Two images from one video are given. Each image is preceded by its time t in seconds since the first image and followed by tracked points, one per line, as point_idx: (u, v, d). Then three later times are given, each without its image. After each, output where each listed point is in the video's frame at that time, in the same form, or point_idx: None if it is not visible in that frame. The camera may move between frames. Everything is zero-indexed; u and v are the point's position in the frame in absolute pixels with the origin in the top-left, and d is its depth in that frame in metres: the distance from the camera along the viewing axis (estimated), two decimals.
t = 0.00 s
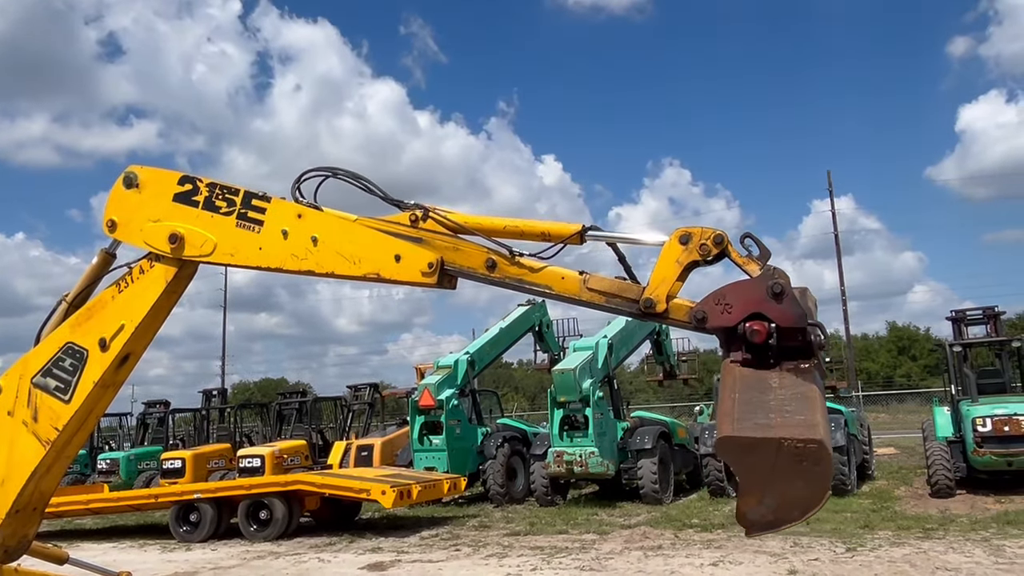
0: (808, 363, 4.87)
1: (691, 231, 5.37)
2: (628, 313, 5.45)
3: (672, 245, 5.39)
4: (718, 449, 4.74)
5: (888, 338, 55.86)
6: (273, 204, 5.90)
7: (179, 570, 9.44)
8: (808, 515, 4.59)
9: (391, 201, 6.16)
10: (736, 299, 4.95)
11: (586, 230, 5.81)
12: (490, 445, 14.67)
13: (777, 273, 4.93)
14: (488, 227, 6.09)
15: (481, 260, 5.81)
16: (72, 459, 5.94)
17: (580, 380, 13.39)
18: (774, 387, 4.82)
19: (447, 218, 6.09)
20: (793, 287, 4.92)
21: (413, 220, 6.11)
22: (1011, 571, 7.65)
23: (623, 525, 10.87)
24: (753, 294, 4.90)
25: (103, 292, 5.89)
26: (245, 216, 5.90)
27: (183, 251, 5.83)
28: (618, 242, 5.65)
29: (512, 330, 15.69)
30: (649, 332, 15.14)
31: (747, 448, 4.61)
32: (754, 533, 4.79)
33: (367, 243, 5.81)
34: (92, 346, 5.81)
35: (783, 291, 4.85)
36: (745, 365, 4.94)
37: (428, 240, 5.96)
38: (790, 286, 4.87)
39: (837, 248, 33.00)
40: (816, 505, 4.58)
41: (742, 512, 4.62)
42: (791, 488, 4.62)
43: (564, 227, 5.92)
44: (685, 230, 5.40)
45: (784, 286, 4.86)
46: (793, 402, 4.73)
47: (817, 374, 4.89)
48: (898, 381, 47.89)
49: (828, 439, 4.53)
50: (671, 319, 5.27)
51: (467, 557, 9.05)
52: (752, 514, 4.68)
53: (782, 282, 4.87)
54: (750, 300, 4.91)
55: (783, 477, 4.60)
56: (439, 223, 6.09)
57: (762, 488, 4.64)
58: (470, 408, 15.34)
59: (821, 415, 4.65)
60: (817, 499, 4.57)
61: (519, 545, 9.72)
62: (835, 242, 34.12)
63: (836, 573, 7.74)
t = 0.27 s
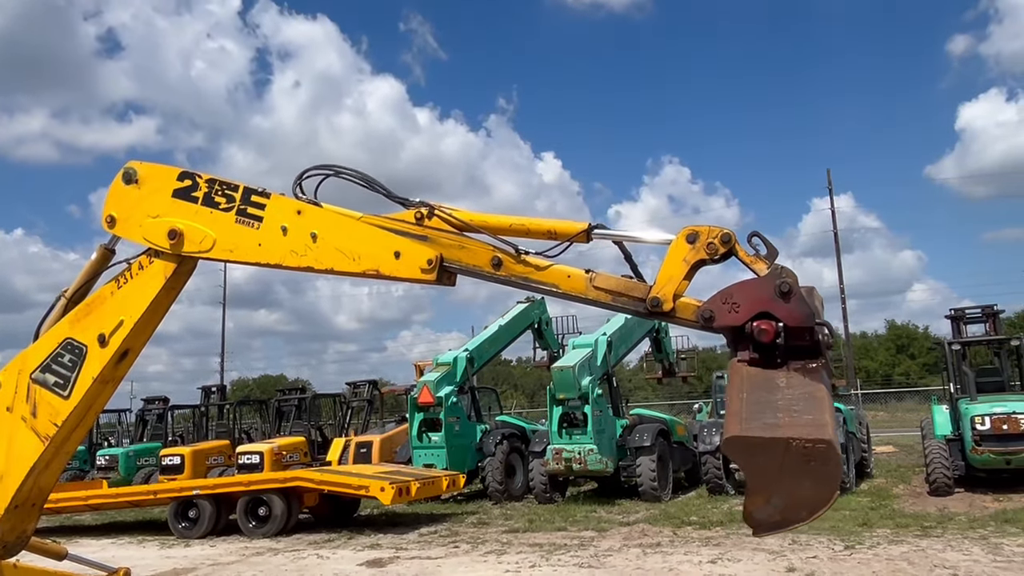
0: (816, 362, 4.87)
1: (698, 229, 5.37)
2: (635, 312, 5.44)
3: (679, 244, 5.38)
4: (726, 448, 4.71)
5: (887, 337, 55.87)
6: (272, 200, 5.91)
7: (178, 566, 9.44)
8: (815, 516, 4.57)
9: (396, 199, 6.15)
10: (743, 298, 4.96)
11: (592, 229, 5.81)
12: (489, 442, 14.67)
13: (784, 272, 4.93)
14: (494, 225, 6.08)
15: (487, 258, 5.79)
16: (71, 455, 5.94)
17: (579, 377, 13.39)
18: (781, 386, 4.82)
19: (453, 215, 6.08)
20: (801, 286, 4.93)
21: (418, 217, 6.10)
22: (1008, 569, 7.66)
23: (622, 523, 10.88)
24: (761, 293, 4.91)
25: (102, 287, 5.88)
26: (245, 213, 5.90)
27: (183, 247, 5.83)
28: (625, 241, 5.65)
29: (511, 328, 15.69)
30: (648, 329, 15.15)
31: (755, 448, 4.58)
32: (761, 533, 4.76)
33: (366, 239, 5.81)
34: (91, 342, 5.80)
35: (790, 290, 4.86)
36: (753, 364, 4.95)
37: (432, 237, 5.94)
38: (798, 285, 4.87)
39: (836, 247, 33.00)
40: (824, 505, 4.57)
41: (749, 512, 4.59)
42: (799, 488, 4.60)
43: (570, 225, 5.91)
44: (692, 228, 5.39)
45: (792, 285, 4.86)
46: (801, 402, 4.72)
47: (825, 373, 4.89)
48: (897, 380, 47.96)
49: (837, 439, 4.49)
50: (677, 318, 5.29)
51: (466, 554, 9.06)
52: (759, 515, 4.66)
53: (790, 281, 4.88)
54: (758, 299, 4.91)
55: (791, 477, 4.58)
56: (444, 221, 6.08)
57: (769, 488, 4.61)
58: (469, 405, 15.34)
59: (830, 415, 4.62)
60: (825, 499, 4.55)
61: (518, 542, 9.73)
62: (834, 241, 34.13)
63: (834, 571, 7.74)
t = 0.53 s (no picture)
0: (822, 362, 4.89)
1: (705, 228, 5.37)
2: (641, 310, 5.44)
3: (686, 242, 5.39)
4: (733, 448, 4.71)
5: (886, 334, 55.89)
6: (272, 196, 5.90)
7: (177, 561, 9.45)
8: (822, 516, 4.54)
9: (401, 196, 6.14)
10: (751, 297, 4.95)
11: (598, 227, 5.81)
12: (488, 438, 14.67)
13: (792, 271, 4.94)
14: (499, 223, 6.09)
15: (493, 256, 5.75)
16: (70, 450, 5.94)
17: (579, 374, 13.41)
18: (789, 386, 4.82)
19: (458, 213, 6.08)
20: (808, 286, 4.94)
21: (424, 215, 6.10)
22: (1006, 566, 7.68)
23: (620, 519, 10.89)
24: (768, 293, 4.92)
25: (102, 282, 5.88)
26: (244, 208, 5.90)
27: (182, 242, 5.82)
28: (632, 240, 5.65)
29: (510, 324, 15.69)
30: (647, 326, 15.16)
31: (763, 447, 4.60)
32: (767, 534, 4.73)
33: (366, 236, 5.81)
34: (90, 337, 5.80)
35: (798, 289, 4.87)
36: (760, 363, 4.95)
37: (437, 235, 5.88)
38: (806, 284, 4.88)
39: (835, 244, 33.01)
40: (831, 506, 4.55)
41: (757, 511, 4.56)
42: (806, 488, 4.59)
43: (577, 223, 5.92)
44: (699, 227, 5.39)
45: (800, 284, 4.87)
46: (808, 401, 4.73)
47: (831, 373, 4.91)
48: (895, 377, 48.02)
49: (844, 439, 4.53)
50: (684, 317, 5.27)
51: (465, 550, 9.07)
52: (766, 514, 4.63)
53: (798, 280, 4.89)
54: (765, 298, 4.92)
55: (799, 477, 4.58)
56: (450, 219, 6.09)
57: (777, 488, 4.59)
58: (468, 401, 15.34)
59: (838, 416, 4.66)
60: (832, 500, 4.53)
61: (516, 538, 9.74)
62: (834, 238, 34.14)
63: (832, 568, 7.76)
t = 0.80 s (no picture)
0: (827, 359, 4.91)
1: (710, 225, 5.36)
2: (646, 307, 5.42)
3: (690, 239, 5.40)
4: (737, 446, 4.62)
5: (886, 330, 55.90)
6: (272, 190, 5.89)
7: (177, 555, 9.46)
8: (827, 515, 4.47)
9: (403, 192, 6.17)
10: (756, 295, 4.98)
11: (602, 223, 5.82)
12: (487, 433, 14.68)
13: (797, 268, 4.96)
14: (503, 219, 6.12)
15: (497, 253, 5.74)
16: (70, 444, 5.94)
17: (578, 369, 13.41)
18: (794, 383, 4.82)
19: (463, 210, 6.09)
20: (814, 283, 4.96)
21: (428, 211, 6.10)
22: (1005, 562, 7.68)
23: (620, 514, 10.90)
24: (773, 290, 4.94)
25: (101, 277, 5.89)
26: (244, 203, 5.89)
27: (182, 237, 5.83)
28: (636, 237, 5.66)
29: (510, 319, 15.70)
30: (648, 322, 15.17)
31: (768, 445, 4.50)
32: (771, 532, 4.66)
33: (366, 231, 5.80)
34: (90, 331, 5.81)
35: (803, 287, 4.89)
36: (765, 361, 4.97)
37: (441, 231, 5.85)
38: (810, 282, 4.91)
39: (835, 240, 33.00)
40: (836, 504, 4.47)
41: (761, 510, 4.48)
42: (810, 486, 4.51)
43: (580, 220, 5.91)
44: (704, 224, 5.39)
45: (805, 282, 4.89)
46: (813, 400, 4.68)
47: (836, 369, 4.93)
48: (895, 373, 48.06)
49: (850, 437, 4.42)
50: (688, 314, 5.28)
51: (464, 545, 9.08)
52: (770, 513, 4.55)
53: (803, 278, 4.90)
54: (770, 296, 4.94)
55: (803, 476, 4.49)
56: (453, 215, 6.12)
57: (782, 486, 4.51)
58: (468, 396, 15.36)
59: (843, 413, 4.58)
60: (837, 498, 4.45)
61: (515, 533, 9.75)
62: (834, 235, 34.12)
63: (831, 563, 7.77)
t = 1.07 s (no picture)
0: (828, 354, 4.89)
1: (711, 220, 5.37)
2: (647, 302, 5.44)
3: (692, 233, 5.39)
4: (738, 440, 4.62)
5: (888, 326, 55.87)
6: (274, 184, 5.89)
7: (179, 548, 9.48)
8: (827, 509, 4.49)
9: (404, 185, 6.15)
10: (757, 290, 4.99)
11: (604, 217, 5.80)
12: (489, 428, 14.70)
13: (798, 264, 4.97)
14: (505, 213, 6.12)
15: (498, 247, 5.75)
16: (72, 437, 5.96)
17: (580, 364, 13.42)
18: (795, 378, 4.82)
19: (465, 204, 6.10)
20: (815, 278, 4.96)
21: (429, 205, 6.12)
22: (1005, 558, 7.69)
23: (620, 508, 10.92)
24: (775, 285, 4.95)
25: (103, 270, 5.89)
26: (245, 196, 5.89)
27: (183, 230, 5.83)
28: (638, 231, 5.64)
29: (512, 314, 15.69)
30: (649, 317, 15.18)
31: (769, 440, 4.50)
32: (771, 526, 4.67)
33: (367, 224, 5.80)
34: (92, 325, 5.82)
35: (805, 282, 4.89)
36: (766, 356, 4.96)
37: (443, 225, 5.90)
38: (812, 277, 4.91)
39: (838, 235, 32.97)
40: (836, 498, 4.49)
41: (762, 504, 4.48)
42: (811, 481, 4.52)
43: (582, 214, 5.93)
44: (705, 218, 5.39)
45: (806, 277, 4.90)
46: (814, 394, 4.69)
47: (838, 365, 4.91)
48: (897, 368, 48.04)
49: (850, 432, 4.44)
50: (689, 309, 5.28)
51: (465, 539, 9.10)
52: (770, 508, 4.57)
53: (805, 273, 4.91)
54: (772, 291, 4.95)
55: (804, 471, 4.50)
56: (454, 209, 6.11)
57: (783, 481, 4.52)
58: (469, 390, 15.37)
59: (843, 408, 4.59)
60: (837, 492, 4.48)
61: (516, 527, 9.77)
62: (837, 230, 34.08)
63: (832, 558, 7.78)
